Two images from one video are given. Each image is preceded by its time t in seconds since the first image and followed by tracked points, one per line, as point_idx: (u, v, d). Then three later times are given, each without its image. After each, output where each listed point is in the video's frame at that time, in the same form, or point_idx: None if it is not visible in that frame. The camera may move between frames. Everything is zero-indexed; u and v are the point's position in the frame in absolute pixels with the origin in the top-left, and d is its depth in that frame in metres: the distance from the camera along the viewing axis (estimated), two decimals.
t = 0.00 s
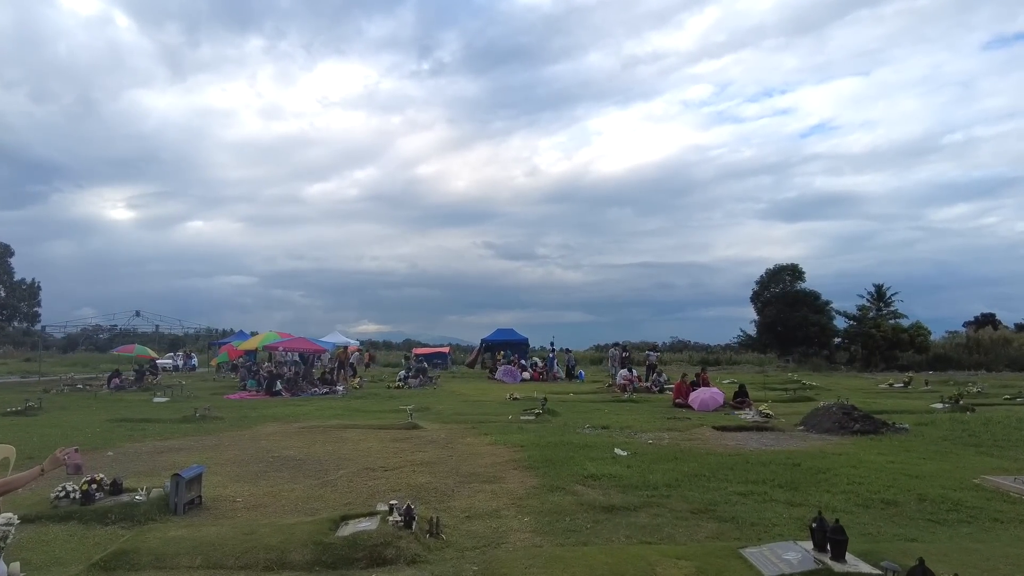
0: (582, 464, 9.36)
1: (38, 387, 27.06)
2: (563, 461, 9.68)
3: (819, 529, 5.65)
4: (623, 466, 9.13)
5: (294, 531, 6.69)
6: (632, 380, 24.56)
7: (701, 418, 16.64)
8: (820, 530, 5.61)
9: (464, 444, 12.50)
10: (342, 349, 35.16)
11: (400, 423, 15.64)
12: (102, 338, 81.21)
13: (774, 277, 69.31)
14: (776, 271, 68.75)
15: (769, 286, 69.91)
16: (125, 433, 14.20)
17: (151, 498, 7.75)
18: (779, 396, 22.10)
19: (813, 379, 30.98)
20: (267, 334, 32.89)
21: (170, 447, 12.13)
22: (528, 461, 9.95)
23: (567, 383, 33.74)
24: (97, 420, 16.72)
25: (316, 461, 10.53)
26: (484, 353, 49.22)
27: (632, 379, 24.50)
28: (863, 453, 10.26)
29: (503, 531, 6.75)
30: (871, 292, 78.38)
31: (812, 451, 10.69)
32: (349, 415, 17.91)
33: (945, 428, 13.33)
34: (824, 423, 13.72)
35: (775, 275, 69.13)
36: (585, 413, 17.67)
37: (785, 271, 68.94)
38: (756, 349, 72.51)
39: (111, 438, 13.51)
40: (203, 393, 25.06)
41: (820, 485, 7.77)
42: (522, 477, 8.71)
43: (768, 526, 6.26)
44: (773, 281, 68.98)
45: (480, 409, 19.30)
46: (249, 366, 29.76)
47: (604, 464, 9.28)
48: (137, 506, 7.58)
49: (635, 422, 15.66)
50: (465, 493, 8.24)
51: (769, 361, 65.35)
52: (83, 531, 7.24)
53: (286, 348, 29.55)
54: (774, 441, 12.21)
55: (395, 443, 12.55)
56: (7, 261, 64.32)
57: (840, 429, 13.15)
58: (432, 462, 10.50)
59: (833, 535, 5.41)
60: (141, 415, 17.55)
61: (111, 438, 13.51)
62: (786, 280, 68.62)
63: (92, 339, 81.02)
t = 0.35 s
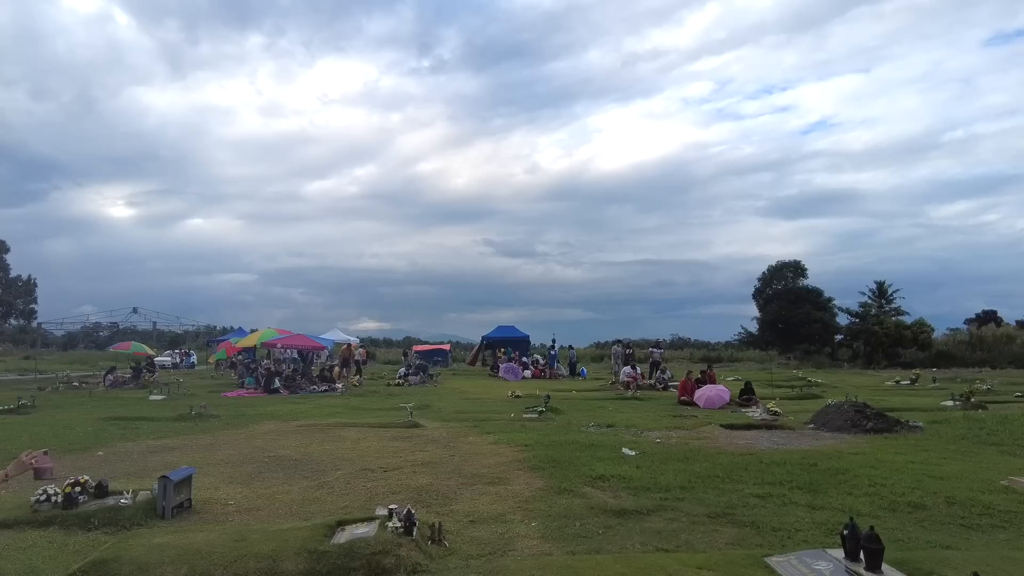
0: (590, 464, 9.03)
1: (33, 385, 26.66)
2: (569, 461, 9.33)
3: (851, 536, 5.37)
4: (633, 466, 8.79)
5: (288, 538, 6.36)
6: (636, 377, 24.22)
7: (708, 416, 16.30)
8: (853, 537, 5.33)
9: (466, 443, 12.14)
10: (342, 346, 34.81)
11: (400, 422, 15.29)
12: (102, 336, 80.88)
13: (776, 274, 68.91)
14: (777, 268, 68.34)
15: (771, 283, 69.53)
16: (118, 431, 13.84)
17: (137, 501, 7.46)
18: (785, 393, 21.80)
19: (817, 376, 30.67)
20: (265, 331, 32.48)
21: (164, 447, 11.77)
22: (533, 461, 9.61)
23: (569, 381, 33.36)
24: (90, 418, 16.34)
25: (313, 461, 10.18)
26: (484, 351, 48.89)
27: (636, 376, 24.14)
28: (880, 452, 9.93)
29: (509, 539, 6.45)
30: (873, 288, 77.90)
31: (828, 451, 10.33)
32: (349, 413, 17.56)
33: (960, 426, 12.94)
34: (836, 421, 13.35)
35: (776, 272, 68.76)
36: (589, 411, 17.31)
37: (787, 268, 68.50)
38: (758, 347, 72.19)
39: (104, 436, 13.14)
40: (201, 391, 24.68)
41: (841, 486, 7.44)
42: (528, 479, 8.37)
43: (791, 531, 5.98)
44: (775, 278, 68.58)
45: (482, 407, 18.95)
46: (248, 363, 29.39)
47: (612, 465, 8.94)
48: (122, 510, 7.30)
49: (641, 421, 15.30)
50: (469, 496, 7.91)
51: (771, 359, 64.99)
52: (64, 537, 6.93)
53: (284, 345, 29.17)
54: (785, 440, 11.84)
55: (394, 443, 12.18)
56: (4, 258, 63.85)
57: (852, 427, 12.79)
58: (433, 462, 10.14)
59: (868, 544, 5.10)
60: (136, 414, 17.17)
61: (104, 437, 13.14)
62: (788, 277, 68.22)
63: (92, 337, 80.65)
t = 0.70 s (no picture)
0: (599, 465, 8.67)
1: (27, 381, 26.24)
2: (577, 461, 8.98)
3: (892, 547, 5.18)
4: (644, 468, 8.44)
5: (282, 546, 6.01)
6: (640, 374, 23.85)
7: (716, 414, 15.92)
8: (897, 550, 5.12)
9: (469, 442, 11.78)
10: (342, 343, 34.44)
11: (401, 420, 14.91)
12: (101, 332, 80.51)
13: (778, 270, 68.47)
14: (780, 265, 67.91)
15: (773, 280, 69.10)
16: (110, 429, 13.45)
17: (120, 505, 7.11)
18: (792, 391, 21.43)
19: (823, 374, 30.33)
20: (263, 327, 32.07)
21: (156, 445, 11.38)
22: (539, 462, 9.24)
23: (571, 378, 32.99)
24: (83, 414, 15.94)
25: (310, 461, 9.81)
26: (485, 348, 48.55)
27: (640, 373, 23.76)
28: (901, 452, 9.59)
29: (519, 548, 6.13)
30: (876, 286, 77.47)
31: (845, 451, 9.98)
32: (348, 410, 17.17)
33: (978, 425, 12.56)
34: (849, 420, 12.93)
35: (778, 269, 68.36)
36: (594, 409, 16.93)
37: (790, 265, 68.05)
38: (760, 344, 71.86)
39: (95, 434, 12.74)
40: (198, 387, 24.27)
41: (867, 489, 7.11)
42: (536, 481, 8.03)
43: (820, 540, 5.74)
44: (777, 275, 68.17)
45: (484, 405, 18.57)
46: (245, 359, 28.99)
47: (622, 466, 8.59)
48: (106, 515, 6.94)
49: (647, 419, 14.92)
50: (474, 500, 7.56)
51: (773, 356, 64.65)
52: (42, 544, 6.56)
53: (282, 341, 28.76)
54: (799, 440, 11.46)
55: (394, 442, 11.80)
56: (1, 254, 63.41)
57: (867, 426, 12.40)
58: (435, 462, 9.77)
59: (918, 557, 4.90)
60: (130, 411, 16.76)
61: (95, 434, 12.74)
62: (791, 274, 67.76)
63: (91, 334, 80.28)
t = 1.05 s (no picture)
0: (601, 453, 8.41)
1: (19, 368, 25.90)
2: (579, 451, 8.63)
3: (923, 545, 5.01)
4: (648, 455, 8.17)
5: (264, 543, 5.83)
6: (641, 360, 23.56)
7: (720, 401, 15.63)
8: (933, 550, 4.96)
9: (466, 429, 11.49)
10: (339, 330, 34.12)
11: (398, 406, 14.62)
12: (99, 319, 80.14)
13: (779, 257, 68.03)
14: (780, 251, 67.48)
15: (773, 266, 68.72)
16: (98, 417, 13.10)
17: (96, 500, 6.94)
18: (795, 378, 21.15)
19: (825, 360, 30.05)
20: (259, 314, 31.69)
21: (145, 433, 11.06)
22: (540, 450, 8.92)
23: (571, 365, 32.72)
24: (73, 402, 15.63)
25: (302, 450, 9.51)
26: (484, 335, 48.27)
27: (640, 360, 23.48)
28: (914, 439, 9.35)
29: (519, 543, 5.90)
30: (877, 273, 77.13)
31: (856, 439, 9.71)
32: (344, 397, 16.87)
33: (988, 412, 12.27)
34: (856, 408, 12.60)
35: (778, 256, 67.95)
36: (595, 396, 16.64)
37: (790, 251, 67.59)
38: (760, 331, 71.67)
39: (83, 422, 12.42)
40: (192, 374, 23.97)
41: (882, 480, 6.88)
42: (536, 470, 7.75)
43: (841, 535, 5.61)
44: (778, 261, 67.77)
45: (483, 391, 18.28)
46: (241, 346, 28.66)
47: (639, 458, 8.03)
48: (81, 508, 6.78)
49: (649, 406, 14.62)
50: (471, 491, 7.29)
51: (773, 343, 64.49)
52: (14, 540, 6.36)
53: (278, 328, 28.43)
54: (806, 427, 11.17)
55: (390, 430, 11.45)
56: None
57: (875, 414, 12.09)
58: (432, 451, 9.47)
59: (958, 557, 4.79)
60: (121, 398, 16.44)
61: (83, 422, 12.42)
62: (791, 261, 67.29)
63: (89, 321, 79.92)
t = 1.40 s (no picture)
0: (604, 427, 8.26)
1: (12, 342, 25.55)
2: (581, 427, 8.29)
3: (971, 537, 4.89)
4: (654, 431, 8.01)
5: (241, 534, 5.71)
6: (642, 332, 23.19)
7: (723, 374, 15.33)
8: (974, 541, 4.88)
9: (465, 404, 11.23)
10: (337, 302, 33.71)
11: (394, 380, 14.31)
12: (96, 293, 79.66)
13: (781, 228, 67.25)
14: (782, 222, 66.74)
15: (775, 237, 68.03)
16: (86, 392, 12.78)
17: (66, 485, 6.77)
18: (800, 350, 20.82)
19: (829, 332, 29.72)
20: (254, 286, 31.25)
21: (132, 409, 10.75)
22: (540, 425, 8.63)
23: (570, 337, 32.41)
24: (62, 377, 15.31)
25: (295, 426, 9.24)
26: (484, 307, 47.93)
27: (642, 332, 23.13)
28: (931, 413, 9.09)
29: (519, 531, 5.77)
30: (879, 244, 76.52)
31: (866, 414, 9.46)
32: (339, 371, 16.56)
33: (1001, 385, 11.95)
34: (866, 380, 12.25)
35: (781, 226, 67.14)
36: (595, 369, 16.34)
37: (793, 222, 66.80)
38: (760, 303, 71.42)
39: (70, 397, 12.10)
40: (187, 348, 23.65)
41: (904, 459, 6.78)
42: (538, 449, 7.55)
43: (871, 524, 5.56)
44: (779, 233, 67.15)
45: (481, 364, 17.98)
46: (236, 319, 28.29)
47: (635, 432, 7.95)
48: (47, 495, 6.57)
49: (652, 379, 14.31)
50: (469, 473, 7.08)
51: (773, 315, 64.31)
52: None
53: (273, 300, 27.99)
54: (815, 401, 10.85)
55: (386, 405, 11.12)
56: None
57: (886, 387, 11.75)
58: (430, 427, 9.21)
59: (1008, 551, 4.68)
60: (112, 373, 16.12)
61: (70, 397, 12.10)
62: (794, 232, 66.53)
63: (86, 295, 79.54)
